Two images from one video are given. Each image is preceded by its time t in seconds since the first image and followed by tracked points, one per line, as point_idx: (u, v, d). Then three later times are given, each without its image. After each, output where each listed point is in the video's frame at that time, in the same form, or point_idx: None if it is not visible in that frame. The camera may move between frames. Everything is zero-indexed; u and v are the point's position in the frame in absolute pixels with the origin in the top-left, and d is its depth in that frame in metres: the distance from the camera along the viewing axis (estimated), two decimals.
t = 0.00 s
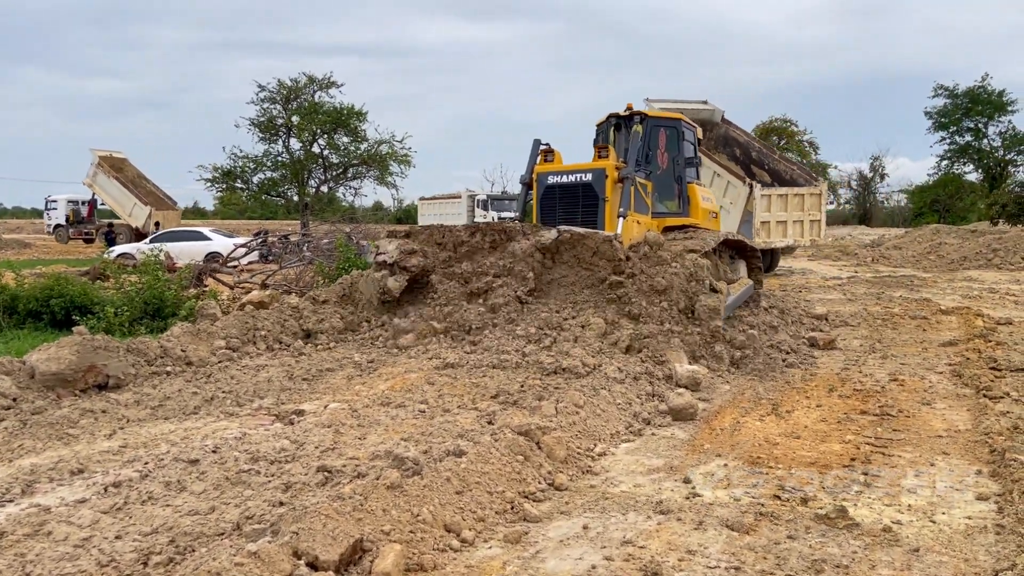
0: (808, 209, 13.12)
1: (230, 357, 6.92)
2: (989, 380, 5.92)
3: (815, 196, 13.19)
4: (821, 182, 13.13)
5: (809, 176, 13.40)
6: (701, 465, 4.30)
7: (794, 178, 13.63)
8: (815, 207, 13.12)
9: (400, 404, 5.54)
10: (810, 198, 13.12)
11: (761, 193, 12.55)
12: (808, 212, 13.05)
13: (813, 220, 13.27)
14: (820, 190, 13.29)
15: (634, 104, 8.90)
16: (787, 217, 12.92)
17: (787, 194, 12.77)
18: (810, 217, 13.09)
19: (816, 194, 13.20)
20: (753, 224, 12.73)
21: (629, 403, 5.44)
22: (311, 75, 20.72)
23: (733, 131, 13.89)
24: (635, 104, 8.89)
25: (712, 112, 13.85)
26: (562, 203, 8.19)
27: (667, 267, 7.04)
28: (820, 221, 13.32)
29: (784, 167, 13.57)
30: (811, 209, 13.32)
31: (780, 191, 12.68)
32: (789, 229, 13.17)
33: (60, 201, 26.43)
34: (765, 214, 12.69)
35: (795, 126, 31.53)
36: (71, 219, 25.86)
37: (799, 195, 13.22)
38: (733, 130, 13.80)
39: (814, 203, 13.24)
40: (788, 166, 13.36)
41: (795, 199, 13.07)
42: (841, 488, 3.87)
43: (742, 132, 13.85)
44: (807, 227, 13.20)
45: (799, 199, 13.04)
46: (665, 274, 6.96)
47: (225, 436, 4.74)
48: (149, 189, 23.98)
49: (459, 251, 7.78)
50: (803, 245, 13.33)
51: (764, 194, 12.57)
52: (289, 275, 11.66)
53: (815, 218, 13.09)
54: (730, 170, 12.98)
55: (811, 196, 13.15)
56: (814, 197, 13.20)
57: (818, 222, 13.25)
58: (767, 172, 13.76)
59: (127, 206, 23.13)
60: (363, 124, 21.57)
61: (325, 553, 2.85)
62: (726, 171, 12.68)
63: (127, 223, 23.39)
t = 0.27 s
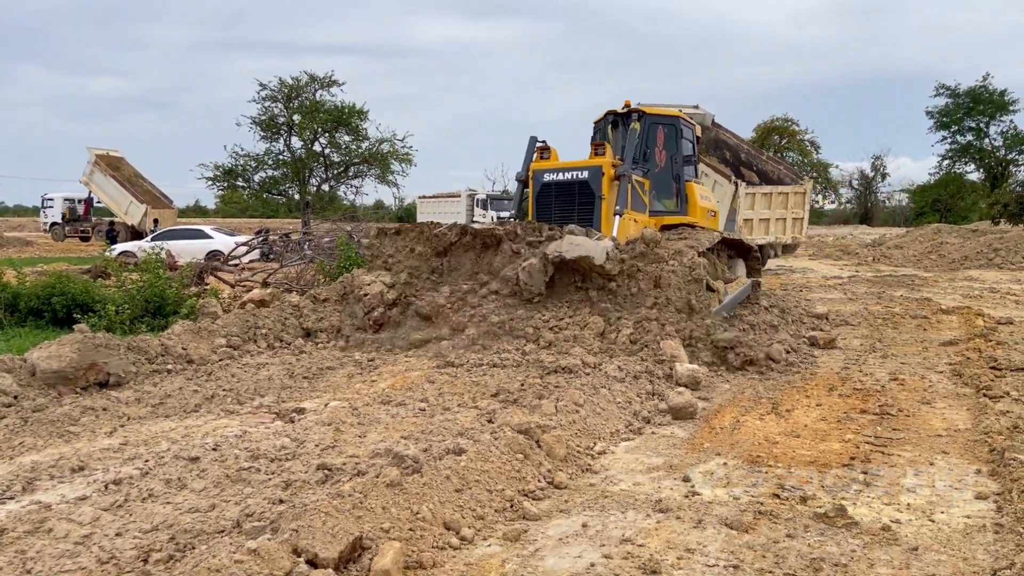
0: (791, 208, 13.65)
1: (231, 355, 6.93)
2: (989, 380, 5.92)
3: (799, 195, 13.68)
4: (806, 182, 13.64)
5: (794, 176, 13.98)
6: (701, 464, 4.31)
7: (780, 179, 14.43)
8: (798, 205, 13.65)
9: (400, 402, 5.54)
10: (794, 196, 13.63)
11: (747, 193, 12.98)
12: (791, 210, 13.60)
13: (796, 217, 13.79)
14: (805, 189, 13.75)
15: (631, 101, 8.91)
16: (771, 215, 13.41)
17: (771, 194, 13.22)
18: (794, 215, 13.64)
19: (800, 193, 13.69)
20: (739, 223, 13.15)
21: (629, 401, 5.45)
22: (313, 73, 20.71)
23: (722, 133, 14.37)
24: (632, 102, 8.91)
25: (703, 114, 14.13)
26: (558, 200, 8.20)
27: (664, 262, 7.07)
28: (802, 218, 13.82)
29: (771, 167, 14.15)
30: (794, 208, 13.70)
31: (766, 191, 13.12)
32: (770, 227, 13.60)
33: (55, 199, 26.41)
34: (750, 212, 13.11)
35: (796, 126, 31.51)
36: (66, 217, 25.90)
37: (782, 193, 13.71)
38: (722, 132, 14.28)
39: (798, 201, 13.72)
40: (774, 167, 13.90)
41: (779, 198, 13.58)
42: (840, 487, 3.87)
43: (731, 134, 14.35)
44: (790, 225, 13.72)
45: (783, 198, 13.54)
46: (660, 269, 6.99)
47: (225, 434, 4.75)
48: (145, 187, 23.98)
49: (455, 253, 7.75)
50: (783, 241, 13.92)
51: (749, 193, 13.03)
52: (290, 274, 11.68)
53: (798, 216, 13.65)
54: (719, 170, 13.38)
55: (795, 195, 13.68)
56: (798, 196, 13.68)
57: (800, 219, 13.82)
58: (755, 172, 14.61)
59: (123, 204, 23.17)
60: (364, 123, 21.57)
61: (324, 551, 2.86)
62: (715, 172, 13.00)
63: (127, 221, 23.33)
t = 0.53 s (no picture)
0: (776, 205, 14.26)
1: (232, 352, 6.95)
2: (991, 378, 5.92)
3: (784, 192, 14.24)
4: (792, 179, 14.04)
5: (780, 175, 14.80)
6: (702, 462, 4.31)
7: (768, 177, 15.65)
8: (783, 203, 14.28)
9: (401, 400, 5.55)
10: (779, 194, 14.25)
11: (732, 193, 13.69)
12: (775, 208, 14.22)
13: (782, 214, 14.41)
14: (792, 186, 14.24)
15: (629, 98, 8.92)
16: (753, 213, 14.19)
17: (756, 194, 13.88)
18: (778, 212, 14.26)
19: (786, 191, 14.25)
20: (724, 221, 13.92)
21: (630, 399, 5.45)
22: (314, 71, 20.72)
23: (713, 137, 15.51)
24: (630, 99, 8.91)
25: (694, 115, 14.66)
26: (554, 197, 8.20)
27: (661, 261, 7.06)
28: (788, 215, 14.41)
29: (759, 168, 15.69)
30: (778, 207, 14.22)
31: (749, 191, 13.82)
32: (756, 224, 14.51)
33: (54, 196, 26.51)
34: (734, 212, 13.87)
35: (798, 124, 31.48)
36: (64, 214, 25.96)
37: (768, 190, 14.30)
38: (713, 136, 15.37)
39: (783, 198, 14.29)
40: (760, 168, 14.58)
41: (763, 195, 14.22)
42: (841, 485, 3.88)
43: (722, 139, 15.92)
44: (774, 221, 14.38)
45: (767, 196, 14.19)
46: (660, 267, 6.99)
47: (227, 432, 4.76)
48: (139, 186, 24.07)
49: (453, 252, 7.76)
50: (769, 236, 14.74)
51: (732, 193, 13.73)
52: (292, 272, 11.70)
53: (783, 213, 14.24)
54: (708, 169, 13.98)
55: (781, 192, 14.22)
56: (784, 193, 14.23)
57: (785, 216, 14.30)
58: (744, 172, 15.77)
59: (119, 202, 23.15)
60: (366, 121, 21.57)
61: (325, 548, 2.87)
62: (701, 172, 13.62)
63: (123, 219, 23.39)
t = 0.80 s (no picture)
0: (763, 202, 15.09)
1: (234, 350, 6.96)
2: (993, 376, 5.92)
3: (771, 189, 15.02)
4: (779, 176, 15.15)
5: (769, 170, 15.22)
6: (704, 459, 4.32)
7: (758, 175, 15.88)
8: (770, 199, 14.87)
9: (404, 398, 5.56)
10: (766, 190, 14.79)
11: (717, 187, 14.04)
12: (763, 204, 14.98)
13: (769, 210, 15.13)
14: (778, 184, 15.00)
15: (628, 95, 8.91)
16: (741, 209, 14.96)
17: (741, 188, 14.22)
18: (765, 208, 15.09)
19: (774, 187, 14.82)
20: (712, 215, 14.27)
21: (632, 397, 5.45)
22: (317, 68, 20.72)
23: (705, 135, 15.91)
24: (629, 95, 8.91)
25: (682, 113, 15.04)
26: (551, 193, 8.20)
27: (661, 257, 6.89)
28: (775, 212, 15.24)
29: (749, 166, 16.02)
30: (766, 202, 15.12)
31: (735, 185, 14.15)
32: (744, 220, 15.36)
33: (49, 193, 26.50)
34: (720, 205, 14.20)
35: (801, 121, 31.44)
36: (60, 212, 26.05)
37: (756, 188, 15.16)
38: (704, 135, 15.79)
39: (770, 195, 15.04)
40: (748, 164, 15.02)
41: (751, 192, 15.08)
42: (843, 483, 3.88)
43: (715, 138, 16.16)
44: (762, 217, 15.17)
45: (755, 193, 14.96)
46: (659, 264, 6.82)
47: (229, 429, 4.77)
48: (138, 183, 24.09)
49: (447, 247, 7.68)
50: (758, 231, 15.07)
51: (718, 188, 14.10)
52: (294, 269, 11.73)
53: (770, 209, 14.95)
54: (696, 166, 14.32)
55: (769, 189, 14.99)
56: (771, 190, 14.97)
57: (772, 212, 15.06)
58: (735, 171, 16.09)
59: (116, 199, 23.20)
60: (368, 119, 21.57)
61: (328, 545, 2.87)
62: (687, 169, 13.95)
63: (121, 215, 23.50)
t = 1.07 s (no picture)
0: (752, 199, 15.16)
1: (237, 347, 6.98)
2: (996, 374, 5.91)
3: (761, 187, 15.11)
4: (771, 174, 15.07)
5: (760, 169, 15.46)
6: (706, 457, 4.32)
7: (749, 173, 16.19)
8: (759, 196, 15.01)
9: (406, 395, 5.56)
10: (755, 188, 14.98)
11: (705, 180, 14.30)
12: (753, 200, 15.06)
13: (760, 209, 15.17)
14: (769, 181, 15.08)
15: (627, 90, 8.88)
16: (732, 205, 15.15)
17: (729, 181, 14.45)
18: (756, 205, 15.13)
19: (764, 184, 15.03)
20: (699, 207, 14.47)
21: (635, 395, 5.45)
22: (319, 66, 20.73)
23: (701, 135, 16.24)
24: (627, 91, 8.87)
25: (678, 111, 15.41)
26: (549, 190, 8.20)
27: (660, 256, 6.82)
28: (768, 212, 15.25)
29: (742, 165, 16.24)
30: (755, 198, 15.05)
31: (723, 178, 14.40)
32: (733, 216, 15.31)
33: (48, 191, 26.51)
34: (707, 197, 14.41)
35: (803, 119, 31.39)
36: (59, 210, 26.10)
37: (746, 185, 15.24)
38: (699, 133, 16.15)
39: (760, 192, 15.12)
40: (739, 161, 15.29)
41: (741, 189, 15.19)
42: (845, 481, 3.87)
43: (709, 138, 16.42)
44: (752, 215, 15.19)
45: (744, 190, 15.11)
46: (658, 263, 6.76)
47: (232, 427, 4.77)
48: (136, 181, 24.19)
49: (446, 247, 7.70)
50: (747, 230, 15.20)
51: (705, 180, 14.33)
52: (297, 267, 11.75)
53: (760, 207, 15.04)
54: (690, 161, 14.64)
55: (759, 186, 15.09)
56: (761, 187, 15.08)
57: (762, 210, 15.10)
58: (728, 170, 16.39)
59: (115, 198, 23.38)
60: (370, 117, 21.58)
61: (330, 543, 2.88)
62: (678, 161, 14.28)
63: (117, 213, 23.64)
